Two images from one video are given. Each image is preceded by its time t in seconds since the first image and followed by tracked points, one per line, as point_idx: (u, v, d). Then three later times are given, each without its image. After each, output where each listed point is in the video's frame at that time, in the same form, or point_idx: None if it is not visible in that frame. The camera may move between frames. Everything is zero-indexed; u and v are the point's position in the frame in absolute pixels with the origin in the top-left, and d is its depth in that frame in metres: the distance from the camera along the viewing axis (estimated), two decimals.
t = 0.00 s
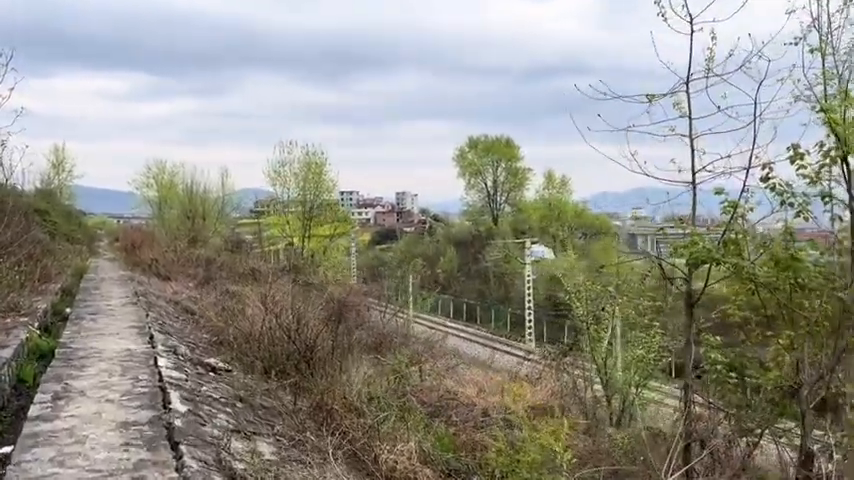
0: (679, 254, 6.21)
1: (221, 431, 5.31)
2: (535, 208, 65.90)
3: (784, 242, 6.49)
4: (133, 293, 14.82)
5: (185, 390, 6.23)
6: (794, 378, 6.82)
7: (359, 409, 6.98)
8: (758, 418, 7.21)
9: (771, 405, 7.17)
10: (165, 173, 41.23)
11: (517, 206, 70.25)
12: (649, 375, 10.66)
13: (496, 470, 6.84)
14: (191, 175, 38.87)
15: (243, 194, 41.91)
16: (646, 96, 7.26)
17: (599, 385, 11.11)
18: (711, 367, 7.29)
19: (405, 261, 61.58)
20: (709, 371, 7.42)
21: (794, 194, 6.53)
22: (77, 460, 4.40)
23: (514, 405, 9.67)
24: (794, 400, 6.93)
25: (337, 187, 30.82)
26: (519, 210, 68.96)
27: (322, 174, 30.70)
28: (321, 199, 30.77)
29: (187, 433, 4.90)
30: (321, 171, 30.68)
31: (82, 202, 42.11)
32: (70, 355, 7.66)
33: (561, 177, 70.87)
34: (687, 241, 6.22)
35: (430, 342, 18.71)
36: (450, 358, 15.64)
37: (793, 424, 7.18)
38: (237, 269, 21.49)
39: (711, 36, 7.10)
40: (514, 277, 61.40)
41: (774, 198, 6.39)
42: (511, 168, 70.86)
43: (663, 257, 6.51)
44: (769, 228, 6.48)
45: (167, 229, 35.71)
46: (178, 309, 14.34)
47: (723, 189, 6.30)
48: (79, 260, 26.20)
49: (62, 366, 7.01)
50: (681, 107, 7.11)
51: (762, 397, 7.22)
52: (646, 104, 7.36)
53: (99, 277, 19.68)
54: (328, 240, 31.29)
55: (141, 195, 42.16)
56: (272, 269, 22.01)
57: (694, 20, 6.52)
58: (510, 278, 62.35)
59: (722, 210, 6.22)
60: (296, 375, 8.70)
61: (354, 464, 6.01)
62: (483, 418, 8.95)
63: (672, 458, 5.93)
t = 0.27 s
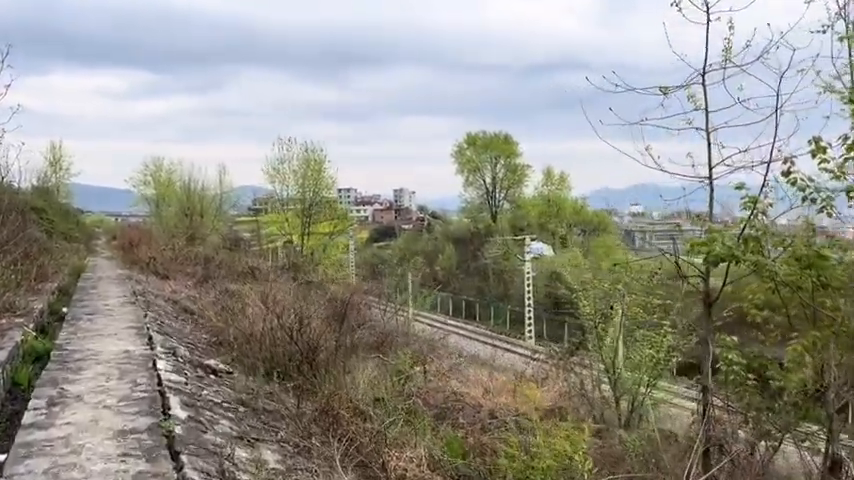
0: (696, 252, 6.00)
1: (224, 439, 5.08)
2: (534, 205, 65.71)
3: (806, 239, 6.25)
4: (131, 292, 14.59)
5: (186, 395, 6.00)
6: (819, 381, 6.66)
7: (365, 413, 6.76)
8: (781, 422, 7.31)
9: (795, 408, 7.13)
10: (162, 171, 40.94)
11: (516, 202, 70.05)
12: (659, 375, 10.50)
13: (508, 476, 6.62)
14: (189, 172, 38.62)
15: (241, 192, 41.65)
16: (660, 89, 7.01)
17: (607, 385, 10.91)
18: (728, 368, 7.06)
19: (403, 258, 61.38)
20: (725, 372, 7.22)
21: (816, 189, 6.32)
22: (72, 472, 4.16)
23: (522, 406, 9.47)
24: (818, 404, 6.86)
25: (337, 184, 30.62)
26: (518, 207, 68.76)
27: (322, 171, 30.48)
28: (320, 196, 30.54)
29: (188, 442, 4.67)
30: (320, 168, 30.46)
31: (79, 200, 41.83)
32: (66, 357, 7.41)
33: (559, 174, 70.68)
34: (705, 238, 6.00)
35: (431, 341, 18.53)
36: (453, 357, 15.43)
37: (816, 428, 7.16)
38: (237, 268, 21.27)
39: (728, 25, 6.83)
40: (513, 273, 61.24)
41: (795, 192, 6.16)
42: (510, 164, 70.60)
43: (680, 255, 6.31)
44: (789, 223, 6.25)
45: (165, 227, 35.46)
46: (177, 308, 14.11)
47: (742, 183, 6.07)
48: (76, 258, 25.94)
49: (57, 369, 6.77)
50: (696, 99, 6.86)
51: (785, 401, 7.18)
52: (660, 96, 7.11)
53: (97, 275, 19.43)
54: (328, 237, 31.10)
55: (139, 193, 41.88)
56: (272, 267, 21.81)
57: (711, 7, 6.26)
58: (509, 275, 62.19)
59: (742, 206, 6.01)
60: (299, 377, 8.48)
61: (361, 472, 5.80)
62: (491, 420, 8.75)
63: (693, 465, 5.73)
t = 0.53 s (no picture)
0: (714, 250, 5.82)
1: (228, 448, 4.88)
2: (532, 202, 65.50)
3: (828, 237, 6.07)
4: (130, 292, 14.37)
5: (188, 400, 5.81)
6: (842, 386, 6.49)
7: (372, 417, 6.58)
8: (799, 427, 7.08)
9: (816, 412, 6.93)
10: (160, 169, 40.68)
11: (514, 200, 69.84)
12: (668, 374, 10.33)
13: None
14: (187, 170, 38.35)
15: (239, 190, 41.41)
16: (674, 81, 6.80)
17: (614, 385, 10.75)
18: (745, 370, 6.90)
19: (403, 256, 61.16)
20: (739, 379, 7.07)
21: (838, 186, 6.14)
22: None
23: (530, 408, 9.28)
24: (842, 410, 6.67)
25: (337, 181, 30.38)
26: (517, 204, 68.55)
27: (321, 169, 30.27)
28: (319, 194, 30.32)
29: (191, 453, 4.47)
30: (320, 166, 30.24)
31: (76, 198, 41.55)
32: (64, 361, 7.19)
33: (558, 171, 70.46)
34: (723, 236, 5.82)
35: (434, 340, 18.36)
36: (457, 357, 15.24)
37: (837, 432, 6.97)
38: (236, 267, 21.04)
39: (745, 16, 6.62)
40: (512, 271, 61.10)
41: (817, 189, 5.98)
42: (509, 161, 70.34)
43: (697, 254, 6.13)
44: (810, 221, 6.08)
45: (163, 225, 35.21)
46: (177, 308, 13.90)
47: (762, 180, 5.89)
48: (73, 257, 25.70)
49: (54, 374, 6.55)
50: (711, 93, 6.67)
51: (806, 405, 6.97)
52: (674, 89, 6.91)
53: (94, 275, 19.20)
54: (328, 235, 30.88)
55: (136, 191, 41.61)
56: (272, 266, 21.62)
57: None
58: (508, 272, 62.02)
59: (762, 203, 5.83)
60: (302, 379, 8.28)
61: None
62: (499, 423, 8.57)
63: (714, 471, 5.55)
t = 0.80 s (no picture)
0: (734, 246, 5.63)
1: (231, 456, 4.65)
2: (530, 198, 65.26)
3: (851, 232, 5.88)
4: (126, 291, 14.11)
5: (188, 405, 5.57)
6: None
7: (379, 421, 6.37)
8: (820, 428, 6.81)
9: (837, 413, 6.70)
10: (156, 166, 40.35)
11: (512, 195, 69.59)
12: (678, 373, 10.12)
13: None
14: (183, 167, 38.05)
15: (235, 186, 41.11)
16: (689, 71, 6.58)
17: (623, 385, 10.53)
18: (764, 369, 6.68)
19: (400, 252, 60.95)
20: (759, 372, 6.63)
21: None
22: None
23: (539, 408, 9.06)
24: None
25: (335, 177, 30.14)
26: (515, 200, 68.37)
27: (319, 165, 30.00)
28: (317, 190, 30.04)
29: (193, 462, 4.24)
30: (318, 161, 29.97)
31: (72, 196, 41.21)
32: (58, 363, 6.94)
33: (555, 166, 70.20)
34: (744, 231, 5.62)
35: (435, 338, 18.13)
36: (459, 355, 15.02)
37: None
38: (234, 264, 20.78)
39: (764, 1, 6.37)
40: (510, 267, 60.91)
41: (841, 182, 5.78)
42: (506, 157, 70.02)
43: (716, 250, 5.94)
44: (834, 215, 5.87)
45: (159, 222, 34.91)
46: (175, 306, 13.65)
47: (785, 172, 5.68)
48: (69, 255, 25.42)
49: (48, 377, 6.30)
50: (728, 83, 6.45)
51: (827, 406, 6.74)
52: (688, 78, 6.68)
53: (90, 273, 18.93)
54: (327, 231, 30.64)
55: (132, 188, 41.27)
56: (270, 263, 21.37)
57: None
58: (507, 268, 61.85)
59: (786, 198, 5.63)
60: (305, 380, 8.07)
61: None
62: (507, 424, 8.36)
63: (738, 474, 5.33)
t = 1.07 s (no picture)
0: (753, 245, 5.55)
1: (234, 470, 4.46)
2: (527, 196, 65.11)
3: None
4: (123, 291, 13.88)
5: (189, 413, 5.37)
6: None
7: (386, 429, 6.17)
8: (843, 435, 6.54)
9: None
10: (152, 164, 40.05)
11: (509, 193, 69.35)
12: (687, 374, 9.93)
13: None
14: (179, 165, 37.71)
15: (232, 185, 40.82)
16: (703, 67, 6.42)
17: (631, 386, 10.34)
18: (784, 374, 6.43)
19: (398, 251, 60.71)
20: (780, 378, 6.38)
21: None
22: None
23: (547, 413, 8.86)
24: None
25: (334, 175, 29.87)
26: (512, 198, 68.10)
27: (317, 163, 29.71)
28: (315, 189, 29.77)
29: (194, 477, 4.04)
30: (316, 160, 29.67)
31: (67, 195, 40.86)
32: (53, 369, 6.71)
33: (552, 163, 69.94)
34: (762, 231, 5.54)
35: (437, 338, 17.91)
36: (462, 356, 14.81)
37: None
38: (233, 264, 20.54)
39: None
40: (508, 265, 60.74)
41: None
42: (503, 154, 69.63)
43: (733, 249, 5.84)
44: None
45: (155, 221, 34.63)
46: (172, 308, 13.42)
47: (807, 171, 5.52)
48: (64, 255, 25.14)
49: (43, 385, 6.07)
50: (744, 79, 6.28)
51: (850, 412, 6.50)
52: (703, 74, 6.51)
53: (87, 274, 18.67)
54: (326, 230, 30.39)
55: (128, 187, 40.96)
56: (268, 262, 21.15)
57: None
58: (505, 266, 61.66)
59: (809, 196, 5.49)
60: (308, 385, 7.87)
61: None
62: (514, 428, 8.17)
63: None
